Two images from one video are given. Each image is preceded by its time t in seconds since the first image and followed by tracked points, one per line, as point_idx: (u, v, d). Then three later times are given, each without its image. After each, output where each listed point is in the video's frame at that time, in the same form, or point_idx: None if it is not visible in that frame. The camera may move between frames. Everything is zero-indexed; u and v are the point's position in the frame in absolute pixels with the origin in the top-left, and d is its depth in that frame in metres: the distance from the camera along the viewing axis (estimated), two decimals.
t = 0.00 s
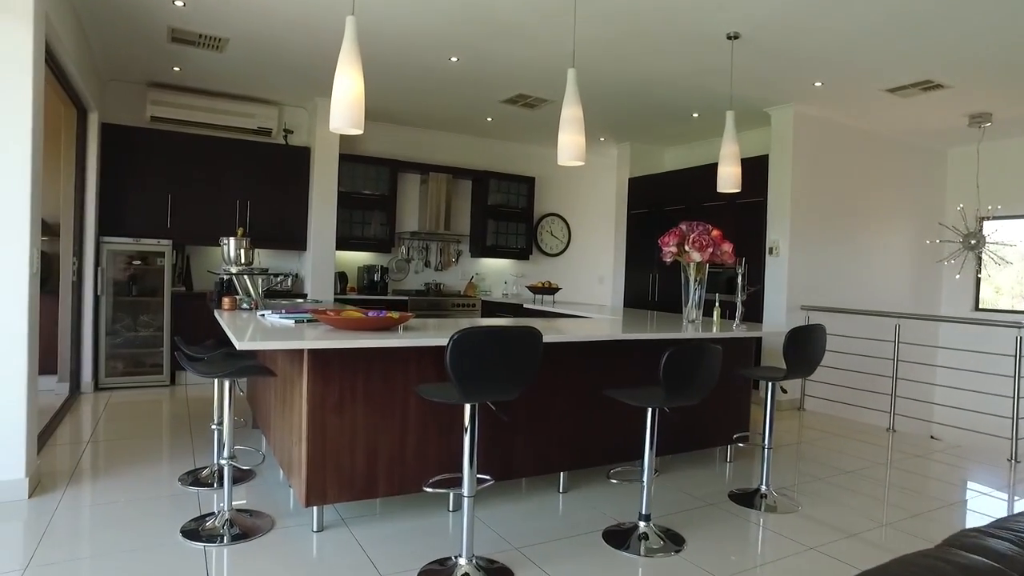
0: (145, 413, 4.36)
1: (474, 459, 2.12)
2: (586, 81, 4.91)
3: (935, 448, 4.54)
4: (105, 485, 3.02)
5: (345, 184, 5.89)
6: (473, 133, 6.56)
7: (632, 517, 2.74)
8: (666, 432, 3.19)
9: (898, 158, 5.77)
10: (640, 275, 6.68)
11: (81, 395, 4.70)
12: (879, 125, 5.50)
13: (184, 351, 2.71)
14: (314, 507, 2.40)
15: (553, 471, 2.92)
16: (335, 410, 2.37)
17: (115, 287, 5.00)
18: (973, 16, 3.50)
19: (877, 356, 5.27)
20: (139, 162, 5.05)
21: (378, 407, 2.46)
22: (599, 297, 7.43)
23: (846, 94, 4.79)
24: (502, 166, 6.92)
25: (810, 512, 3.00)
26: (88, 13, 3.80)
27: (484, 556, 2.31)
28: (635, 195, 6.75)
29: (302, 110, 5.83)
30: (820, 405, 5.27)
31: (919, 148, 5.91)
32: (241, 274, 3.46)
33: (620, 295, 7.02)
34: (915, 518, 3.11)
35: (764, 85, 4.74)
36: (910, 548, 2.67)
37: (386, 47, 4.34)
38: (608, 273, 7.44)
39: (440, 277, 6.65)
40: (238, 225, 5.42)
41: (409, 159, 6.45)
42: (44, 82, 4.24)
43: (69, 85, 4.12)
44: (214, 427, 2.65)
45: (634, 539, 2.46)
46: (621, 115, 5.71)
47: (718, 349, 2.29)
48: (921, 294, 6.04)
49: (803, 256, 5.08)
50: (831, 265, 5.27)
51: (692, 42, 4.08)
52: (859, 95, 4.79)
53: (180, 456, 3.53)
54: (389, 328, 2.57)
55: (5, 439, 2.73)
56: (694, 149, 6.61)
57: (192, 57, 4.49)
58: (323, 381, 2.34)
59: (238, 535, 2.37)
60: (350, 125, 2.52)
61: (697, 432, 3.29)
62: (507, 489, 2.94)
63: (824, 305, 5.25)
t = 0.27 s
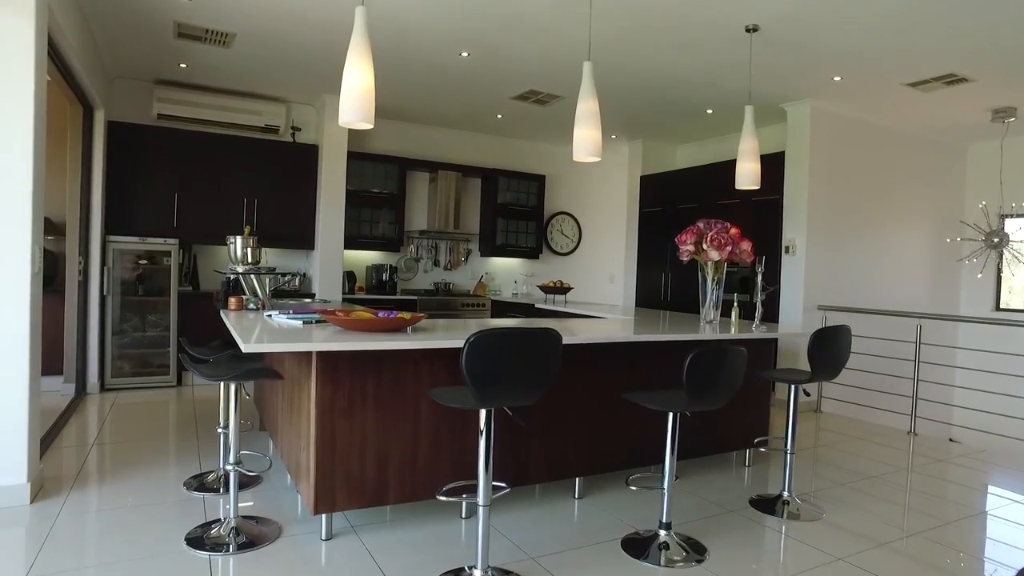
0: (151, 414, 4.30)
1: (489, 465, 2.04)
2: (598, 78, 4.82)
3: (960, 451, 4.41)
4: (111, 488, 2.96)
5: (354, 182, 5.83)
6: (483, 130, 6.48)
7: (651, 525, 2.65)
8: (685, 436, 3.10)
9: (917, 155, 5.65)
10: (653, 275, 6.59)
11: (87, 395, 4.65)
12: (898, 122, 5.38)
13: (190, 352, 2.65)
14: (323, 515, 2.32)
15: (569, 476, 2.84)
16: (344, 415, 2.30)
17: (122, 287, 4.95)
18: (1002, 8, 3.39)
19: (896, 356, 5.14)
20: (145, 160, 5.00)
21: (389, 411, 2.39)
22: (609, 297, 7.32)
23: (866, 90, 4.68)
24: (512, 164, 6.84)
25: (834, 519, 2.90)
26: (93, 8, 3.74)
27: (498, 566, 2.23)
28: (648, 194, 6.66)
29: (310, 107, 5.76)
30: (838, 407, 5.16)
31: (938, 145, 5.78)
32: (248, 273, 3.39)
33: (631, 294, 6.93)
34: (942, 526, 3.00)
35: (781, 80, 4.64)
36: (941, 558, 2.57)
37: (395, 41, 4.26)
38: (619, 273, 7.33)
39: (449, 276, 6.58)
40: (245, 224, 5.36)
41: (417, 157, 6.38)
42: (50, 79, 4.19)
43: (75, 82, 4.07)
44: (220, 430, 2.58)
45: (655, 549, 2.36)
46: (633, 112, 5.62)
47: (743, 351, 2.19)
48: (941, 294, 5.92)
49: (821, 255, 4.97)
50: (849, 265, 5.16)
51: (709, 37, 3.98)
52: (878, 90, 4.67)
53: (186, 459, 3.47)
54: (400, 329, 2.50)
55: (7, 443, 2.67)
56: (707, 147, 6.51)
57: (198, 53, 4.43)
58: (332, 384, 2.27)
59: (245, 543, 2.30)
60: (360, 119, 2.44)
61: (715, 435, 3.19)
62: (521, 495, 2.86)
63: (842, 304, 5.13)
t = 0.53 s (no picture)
0: (151, 417, 4.23)
1: (498, 473, 1.97)
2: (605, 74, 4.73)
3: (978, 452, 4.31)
4: (108, 492, 2.89)
5: (356, 180, 5.75)
6: (487, 128, 6.41)
7: (664, 531, 2.57)
8: (697, 440, 3.02)
9: (928, 151, 5.56)
10: (659, 273, 6.51)
11: (85, 397, 4.58)
12: (909, 118, 5.29)
13: (190, 353, 2.58)
14: (325, 522, 2.25)
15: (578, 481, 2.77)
16: (347, 418, 2.22)
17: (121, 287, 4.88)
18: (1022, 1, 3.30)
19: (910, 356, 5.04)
20: (145, 157, 4.93)
21: (393, 415, 2.32)
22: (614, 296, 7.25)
23: (878, 85, 4.59)
24: (517, 162, 6.77)
25: (852, 525, 2.82)
26: (91, 4, 3.67)
27: None
28: (654, 191, 6.58)
29: (312, 104, 5.69)
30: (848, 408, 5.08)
31: (950, 141, 5.69)
32: (248, 273, 3.32)
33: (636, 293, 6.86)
34: (964, 532, 2.90)
35: (791, 76, 4.55)
36: (963, 566, 2.48)
37: (398, 37, 4.17)
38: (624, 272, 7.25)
39: (453, 275, 6.51)
40: (246, 222, 5.29)
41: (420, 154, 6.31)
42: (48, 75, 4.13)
43: (74, 79, 4.00)
44: (219, 434, 2.51)
45: (668, 558, 2.28)
46: (640, 108, 5.53)
47: (761, 354, 2.10)
48: (952, 293, 5.83)
49: (831, 253, 4.89)
50: (860, 263, 5.07)
51: (719, 31, 3.89)
52: (891, 85, 4.57)
53: (186, 462, 3.40)
54: (404, 330, 2.43)
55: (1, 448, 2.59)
56: (715, 144, 6.43)
57: (198, 49, 4.35)
58: (335, 387, 2.19)
59: (245, 552, 2.22)
60: (363, 113, 2.36)
61: (726, 437, 3.12)
62: (528, 500, 2.78)
63: (853, 303, 5.04)
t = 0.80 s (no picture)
0: (147, 419, 4.16)
1: (502, 478, 1.90)
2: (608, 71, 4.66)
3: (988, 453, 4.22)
4: (101, 496, 2.82)
5: (356, 178, 5.68)
6: (487, 125, 6.34)
7: (672, 536, 2.51)
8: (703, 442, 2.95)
9: (935, 148, 5.49)
10: (662, 272, 6.44)
11: (81, 399, 4.51)
12: (915, 114, 5.22)
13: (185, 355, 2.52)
14: (323, 529, 2.18)
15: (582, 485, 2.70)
16: (346, 421, 2.16)
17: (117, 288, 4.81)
18: None
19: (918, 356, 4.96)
20: (141, 155, 4.86)
21: (394, 417, 2.25)
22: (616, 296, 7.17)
23: (885, 82, 4.52)
24: (517, 160, 6.70)
25: (866, 530, 2.74)
26: None
27: None
28: (656, 190, 6.52)
29: (311, 102, 5.62)
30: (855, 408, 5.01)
31: (956, 138, 5.63)
32: (244, 272, 3.25)
33: (639, 292, 6.79)
34: (982, 537, 2.79)
35: (797, 72, 4.47)
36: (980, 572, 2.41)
37: (397, 32, 4.08)
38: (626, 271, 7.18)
39: (453, 275, 6.44)
40: (244, 221, 5.22)
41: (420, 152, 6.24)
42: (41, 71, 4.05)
43: (67, 75, 3.93)
44: (215, 438, 2.44)
45: (678, 566, 2.21)
46: (643, 105, 5.46)
47: (773, 354, 2.03)
48: (958, 292, 5.77)
49: (837, 252, 4.82)
50: (866, 262, 5.00)
51: (724, 26, 3.81)
52: (899, 81, 4.50)
53: (182, 465, 3.33)
54: (405, 330, 2.36)
55: None
56: (718, 141, 6.36)
57: (194, 46, 4.28)
58: (333, 389, 2.12)
59: (240, 560, 2.15)
60: (362, 106, 2.30)
61: (733, 439, 3.05)
62: (532, 505, 2.71)
63: (859, 303, 4.97)
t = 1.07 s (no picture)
0: (139, 421, 4.07)
1: (503, 482, 1.83)
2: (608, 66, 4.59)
3: (994, 452, 4.16)
4: (88, 501, 2.73)
5: (351, 175, 5.60)
6: (485, 122, 6.26)
7: (678, 540, 2.43)
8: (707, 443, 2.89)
9: (938, 145, 5.44)
10: (661, 271, 6.38)
11: (70, 401, 4.42)
12: (919, 110, 5.16)
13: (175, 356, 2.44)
14: (317, 536, 2.10)
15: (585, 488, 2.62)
16: (340, 423, 2.08)
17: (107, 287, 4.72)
18: None
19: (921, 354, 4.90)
20: (132, 152, 4.77)
21: (391, 420, 2.17)
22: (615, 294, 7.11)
23: (888, 77, 4.46)
24: (515, 158, 6.63)
25: (875, 533, 2.67)
26: None
27: None
28: (656, 187, 6.45)
29: (306, 99, 5.54)
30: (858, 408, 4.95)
31: (959, 135, 5.58)
32: (237, 269, 3.17)
33: (638, 291, 6.72)
34: (994, 540, 2.71)
35: (799, 67, 4.41)
36: None
37: (393, 27, 3.99)
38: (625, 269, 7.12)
39: (450, 274, 6.36)
40: (237, 219, 5.13)
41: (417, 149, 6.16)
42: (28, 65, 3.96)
43: (54, 70, 3.83)
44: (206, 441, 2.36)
45: (686, 573, 2.13)
46: (643, 101, 5.38)
47: (784, 352, 1.96)
48: (962, 290, 5.71)
49: (840, 249, 4.76)
50: (869, 259, 4.95)
51: (727, 21, 3.74)
52: (903, 77, 4.44)
53: (173, 468, 3.24)
54: (402, 329, 2.28)
55: None
56: (718, 138, 6.31)
57: (184, 40, 4.18)
58: (327, 390, 2.04)
59: (231, 569, 2.07)
60: (358, 98, 2.22)
61: (738, 439, 2.99)
62: (533, 509, 2.64)
63: (861, 301, 4.91)
